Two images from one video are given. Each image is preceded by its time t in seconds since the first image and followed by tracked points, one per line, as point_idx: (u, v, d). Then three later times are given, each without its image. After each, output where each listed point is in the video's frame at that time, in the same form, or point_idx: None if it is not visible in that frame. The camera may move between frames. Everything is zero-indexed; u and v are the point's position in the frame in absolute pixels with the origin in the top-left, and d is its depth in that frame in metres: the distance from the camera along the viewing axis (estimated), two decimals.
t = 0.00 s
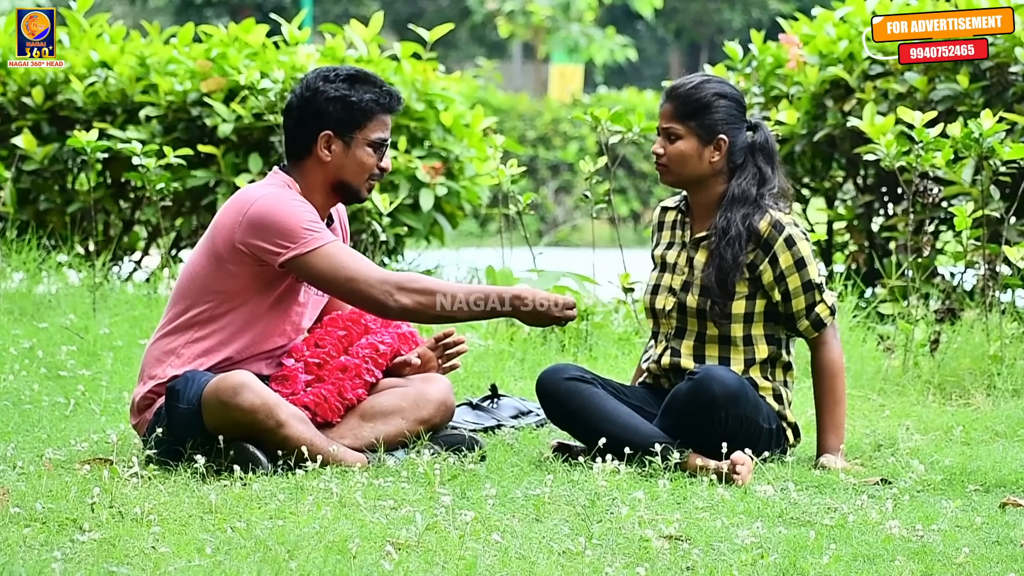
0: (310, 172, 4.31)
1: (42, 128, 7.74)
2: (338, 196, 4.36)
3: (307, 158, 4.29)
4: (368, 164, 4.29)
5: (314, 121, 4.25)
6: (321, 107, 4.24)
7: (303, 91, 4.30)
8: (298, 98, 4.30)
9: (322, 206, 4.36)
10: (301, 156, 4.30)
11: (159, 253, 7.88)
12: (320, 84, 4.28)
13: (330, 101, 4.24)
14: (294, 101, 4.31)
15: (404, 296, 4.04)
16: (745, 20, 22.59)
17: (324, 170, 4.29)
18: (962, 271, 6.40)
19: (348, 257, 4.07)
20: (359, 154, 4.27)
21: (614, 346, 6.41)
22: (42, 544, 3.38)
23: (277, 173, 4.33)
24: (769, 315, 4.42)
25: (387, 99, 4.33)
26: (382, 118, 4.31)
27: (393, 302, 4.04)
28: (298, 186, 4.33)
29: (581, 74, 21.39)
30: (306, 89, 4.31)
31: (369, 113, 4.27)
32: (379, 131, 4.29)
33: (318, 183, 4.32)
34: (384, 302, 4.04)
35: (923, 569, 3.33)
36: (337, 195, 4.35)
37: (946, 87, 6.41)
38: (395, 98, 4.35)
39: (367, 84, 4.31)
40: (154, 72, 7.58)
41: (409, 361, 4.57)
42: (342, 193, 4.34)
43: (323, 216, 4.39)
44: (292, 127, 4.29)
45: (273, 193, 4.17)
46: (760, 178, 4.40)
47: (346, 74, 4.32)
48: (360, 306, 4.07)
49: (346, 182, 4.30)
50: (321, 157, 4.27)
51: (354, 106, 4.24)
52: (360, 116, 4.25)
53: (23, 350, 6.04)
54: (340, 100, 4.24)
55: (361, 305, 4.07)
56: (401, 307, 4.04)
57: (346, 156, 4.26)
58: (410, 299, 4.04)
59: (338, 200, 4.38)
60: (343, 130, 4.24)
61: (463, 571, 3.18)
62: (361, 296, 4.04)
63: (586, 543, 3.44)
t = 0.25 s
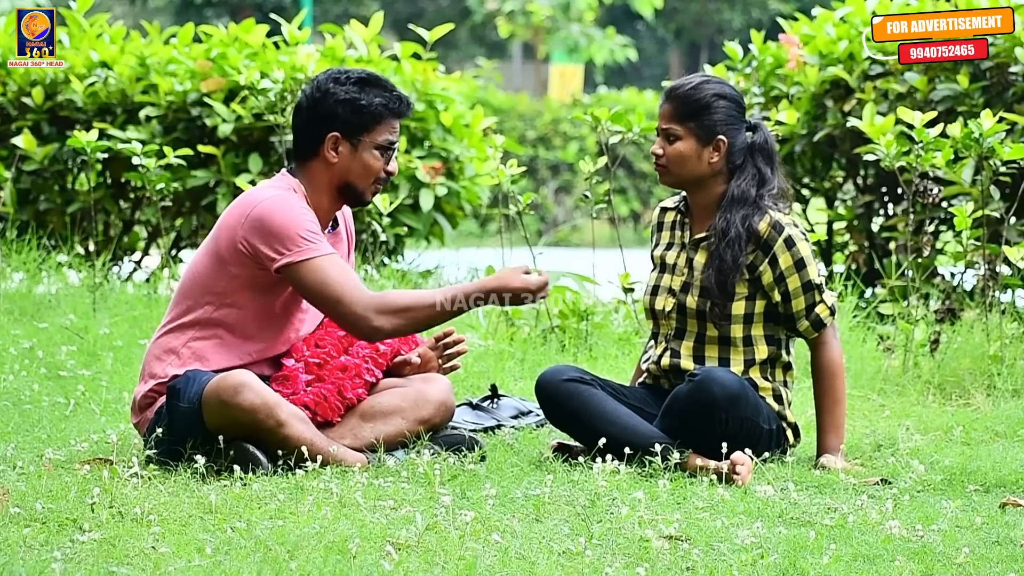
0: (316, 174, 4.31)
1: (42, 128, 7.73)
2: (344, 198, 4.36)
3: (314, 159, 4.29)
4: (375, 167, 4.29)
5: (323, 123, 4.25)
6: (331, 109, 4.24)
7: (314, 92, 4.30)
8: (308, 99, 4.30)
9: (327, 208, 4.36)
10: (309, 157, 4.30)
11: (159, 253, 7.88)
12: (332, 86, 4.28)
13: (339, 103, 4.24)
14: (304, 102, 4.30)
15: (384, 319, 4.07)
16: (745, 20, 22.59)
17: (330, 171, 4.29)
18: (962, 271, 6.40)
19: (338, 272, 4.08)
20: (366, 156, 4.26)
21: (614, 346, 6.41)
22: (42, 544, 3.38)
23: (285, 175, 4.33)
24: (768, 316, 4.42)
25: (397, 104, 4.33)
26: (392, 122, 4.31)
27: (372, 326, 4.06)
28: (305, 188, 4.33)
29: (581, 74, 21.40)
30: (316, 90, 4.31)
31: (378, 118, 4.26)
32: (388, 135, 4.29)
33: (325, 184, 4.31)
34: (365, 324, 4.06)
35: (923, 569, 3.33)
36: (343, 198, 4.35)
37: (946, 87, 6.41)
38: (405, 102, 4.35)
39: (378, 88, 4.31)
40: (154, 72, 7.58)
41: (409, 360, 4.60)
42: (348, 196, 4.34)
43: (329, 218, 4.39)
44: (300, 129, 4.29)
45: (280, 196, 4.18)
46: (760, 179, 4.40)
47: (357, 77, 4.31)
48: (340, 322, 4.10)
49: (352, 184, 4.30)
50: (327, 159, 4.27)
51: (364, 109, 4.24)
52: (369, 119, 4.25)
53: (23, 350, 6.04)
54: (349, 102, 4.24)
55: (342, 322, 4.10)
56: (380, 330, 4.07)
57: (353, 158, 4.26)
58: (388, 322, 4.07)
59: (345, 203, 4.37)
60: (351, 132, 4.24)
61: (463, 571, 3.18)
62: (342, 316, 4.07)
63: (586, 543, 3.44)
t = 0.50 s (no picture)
0: (322, 172, 4.30)
1: (42, 128, 7.73)
2: (348, 200, 4.35)
3: (320, 157, 4.29)
4: (380, 167, 4.29)
5: (331, 120, 4.27)
6: (340, 106, 4.26)
7: (324, 91, 4.33)
8: (318, 97, 4.33)
9: (332, 208, 4.34)
10: (315, 155, 4.30)
11: (159, 252, 7.88)
12: (343, 84, 4.31)
13: (349, 100, 4.27)
14: (314, 101, 4.33)
15: (325, 343, 4.11)
16: (745, 20, 22.58)
17: (336, 169, 4.29)
18: (962, 271, 6.40)
19: (303, 288, 4.08)
20: (371, 156, 4.26)
21: (614, 345, 6.41)
22: (41, 544, 3.38)
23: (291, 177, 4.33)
24: (768, 316, 4.42)
25: (406, 106, 4.34)
26: (399, 125, 4.32)
27: (313, 348, 4.10)
28: (310, 186, 4.32)
29: (580, 75, 21.40)
30: (327, 89, 4.34)
31: (387, 117, 4.28)
32: (394, 136, 4.30)
33: (330, 182, 4.30)
34: (307, 345, 4.09)
35: (923, 569, 3.33)
36: (348, 197, 4.34)
37: (945, 87, 6.41)
38: (414, 106, 4.37)
39: (387, 89, 4.33)
40: (154, 72, 7.58)
41: (408, 359, 4.61)
42: (352, 197, 4.33)
43: (333, 219, 4.37)
44: (309, 126, 4.31)
45: (281, 198, 4.20)
46: (760, 178, 4.40)
47: (368, 78, 4.34)
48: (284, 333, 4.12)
49: (357, 183, 4.29)
50: (334, 156, 4.27)
51: (374, 107, 4.26)
52: (377, 119, 4.26)
53: (23, 350, 6.04)
54: (359, 100, 4.26)
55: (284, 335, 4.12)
56: (320, 353, 4.12)
57: (360, 156, 4.26)
58: (326, 345, 4.11)
59: (349, 204, 4.36)
60: (358, 129, 4.25)
61: (462, 571, 3.18)
62: (287, 331, 4.09)
63: (586, 543, 3.44)
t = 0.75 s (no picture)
0: (323, 175, 4.30)
1: (42, 128, 7.73)
2: (349, 202, 4.36)
3: (321, 161, 4.29)
4: (381, 171, 4.30)
5: (332, 124, 4.27)
6: (341, 110, 4.26)
7: (325, 93, 4.32)
8: (319, 99, 4.33)
9: (333, 211, 4.35)
10: (316, 158, 4.30)
11: (159, 252, 7.88)
12: (344, 87, 4.30)
13: (350, 105, 4.26)
14: (314, 104, 4.33)
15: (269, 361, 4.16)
16: (745, 19, 22.58)
17: (337, 172, 4.29)
18: (962, 271, 6.40)
19: (270, 303, 4.09)
20: (374, 160, 4.28)
21: (614, 345, 6.41)
22: (41, 544, 3.38)
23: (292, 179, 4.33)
24: (769, 315, 4.42)
25: (406, 109, 4.35)
26: (399, 127, 4.33)
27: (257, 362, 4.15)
28: (311, 189, 4.32)
29: (581, 75, 21.40)
30: (328, 91, 4.33)
31: (388, 122, 4.28)
32: (395, 139, 4.31)
33: (331, 186, 4.31)
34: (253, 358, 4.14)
35: (923, 569, 3.33)
36: (348, 200, 4.35)
37: (945, 87, 6.41)
38: (414, 108, 4.38)
39: (389, 92, 4.32)
40: (154, 72, 7.58)
41: (407, 358, 4.59)
42: (354, 199, 4.34)
43: (334, 221, 4.38)
44: (309, 128, 4.31)
45: (275, 201, 4.20)
46: (760, 178, 4.40)
47: (368, 79, 4.33)
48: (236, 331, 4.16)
49: (358, 188, 4.30)
50: (335, 160, 4.28)
51: (375, 112, 4.26)
52: (379, 123, 4.27)
53: (23, 350, 6.04)
54: (360, 105, 4.26)
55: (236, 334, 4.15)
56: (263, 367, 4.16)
57: (361, 161, 4.28)
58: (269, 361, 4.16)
59: (350, 207, 4.37)
60: (360, 134, 4.26)
61: (462, 570, 3.18)
62: (239, 334, 4.12)
63: (586, 543, 3.44)
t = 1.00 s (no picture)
0: (323, 174, 4.30)
1: (42, 128, 7.73)
2: (349, 199, 4.36)
3: (320, 159, 4.29)
4: (381, 164, 4.31)
5: (330, 121, 4.27)
6: (338, 107, 4.27)
7: (319, 92, 4.32)
8: (313, 99, 4.32)
9: (334, 209, 4.34)
10: (315, 156, 4.30)
11: (159, 252, 7.88)
12: (338, 84, 4.31)
13: (347, 101, 4.28)
14: (309, 103, 4.33)
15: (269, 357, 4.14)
16: (746, 19, 22.59)
17: (338, 169, 4.29)
18: (963, 271, 6.40)
19: (270, 298, 4.09)
20: (373, 154, 4.29)
21: (614, 345, 6.41)
22: (41, 544, 3.38)
23: (291, 179, 4.32)
24: (769, 315, 4.42)
25: (401, 102, 4.37)
26: (396, 120, 4.35)
27: (257, 357, 4.13)
28: (312, 188, 4.31)
29: (581, 75, 21.41)
30: (322, 89, 4.33)
31: (384, 114, 4.30)
32: (392, 131, 4.33)
33: (331, 184, 4.31)
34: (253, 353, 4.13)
35: (923, 569, 3.33)
36: (349, 197, 4.35)
37: (946, 87, 6.41)
38: (409, 101, 4.40)
39: (382, 86, 4.35)
40: (154, 72, 7.58)
41: (407, 358, 4.59)
42: (354, 195, 4.34)
43: (334, 219, 4.37)
44: (306, 128, 4.31)
45: (270, 199, 4.19)
46: (761, 178, 4.40)
47: (361, 76, 4.35)
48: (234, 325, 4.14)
49: (359, 183, 4.31)
50: (336, 157, 4.28)
51: (372, 106, 4.28)
52: (376, 116, 4.29)
53: (23, 350, 6.04)
54: (357, 99, 4.28)
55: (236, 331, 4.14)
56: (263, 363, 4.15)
57: (362, 155, 4.28)
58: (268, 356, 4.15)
59: (350, 203, 4.37)
60: (359, 128, 4.27)
61: (462, 570, 3.18)
62: (239, 331, 4.11)
63: (586, 543, 3.44)
